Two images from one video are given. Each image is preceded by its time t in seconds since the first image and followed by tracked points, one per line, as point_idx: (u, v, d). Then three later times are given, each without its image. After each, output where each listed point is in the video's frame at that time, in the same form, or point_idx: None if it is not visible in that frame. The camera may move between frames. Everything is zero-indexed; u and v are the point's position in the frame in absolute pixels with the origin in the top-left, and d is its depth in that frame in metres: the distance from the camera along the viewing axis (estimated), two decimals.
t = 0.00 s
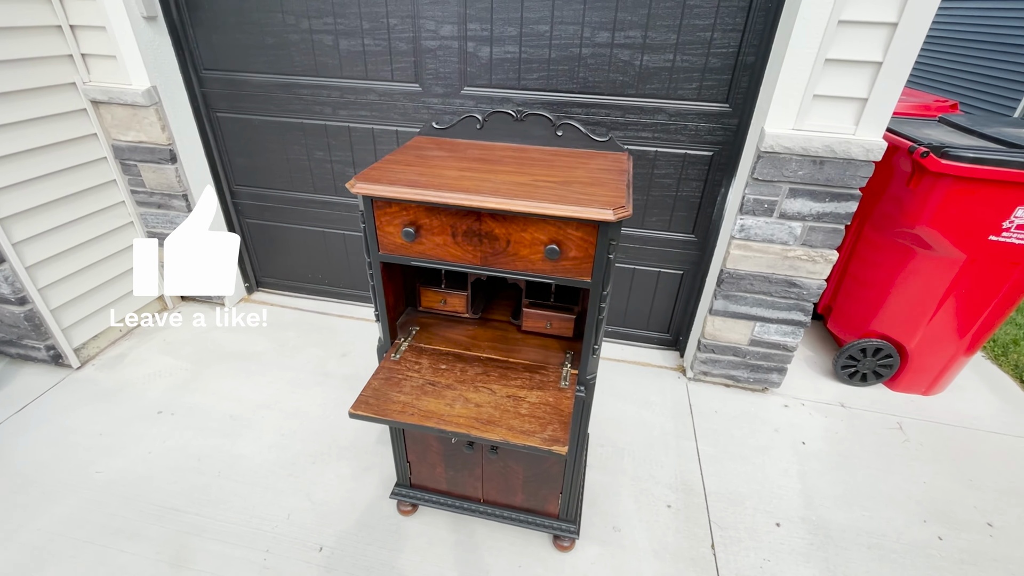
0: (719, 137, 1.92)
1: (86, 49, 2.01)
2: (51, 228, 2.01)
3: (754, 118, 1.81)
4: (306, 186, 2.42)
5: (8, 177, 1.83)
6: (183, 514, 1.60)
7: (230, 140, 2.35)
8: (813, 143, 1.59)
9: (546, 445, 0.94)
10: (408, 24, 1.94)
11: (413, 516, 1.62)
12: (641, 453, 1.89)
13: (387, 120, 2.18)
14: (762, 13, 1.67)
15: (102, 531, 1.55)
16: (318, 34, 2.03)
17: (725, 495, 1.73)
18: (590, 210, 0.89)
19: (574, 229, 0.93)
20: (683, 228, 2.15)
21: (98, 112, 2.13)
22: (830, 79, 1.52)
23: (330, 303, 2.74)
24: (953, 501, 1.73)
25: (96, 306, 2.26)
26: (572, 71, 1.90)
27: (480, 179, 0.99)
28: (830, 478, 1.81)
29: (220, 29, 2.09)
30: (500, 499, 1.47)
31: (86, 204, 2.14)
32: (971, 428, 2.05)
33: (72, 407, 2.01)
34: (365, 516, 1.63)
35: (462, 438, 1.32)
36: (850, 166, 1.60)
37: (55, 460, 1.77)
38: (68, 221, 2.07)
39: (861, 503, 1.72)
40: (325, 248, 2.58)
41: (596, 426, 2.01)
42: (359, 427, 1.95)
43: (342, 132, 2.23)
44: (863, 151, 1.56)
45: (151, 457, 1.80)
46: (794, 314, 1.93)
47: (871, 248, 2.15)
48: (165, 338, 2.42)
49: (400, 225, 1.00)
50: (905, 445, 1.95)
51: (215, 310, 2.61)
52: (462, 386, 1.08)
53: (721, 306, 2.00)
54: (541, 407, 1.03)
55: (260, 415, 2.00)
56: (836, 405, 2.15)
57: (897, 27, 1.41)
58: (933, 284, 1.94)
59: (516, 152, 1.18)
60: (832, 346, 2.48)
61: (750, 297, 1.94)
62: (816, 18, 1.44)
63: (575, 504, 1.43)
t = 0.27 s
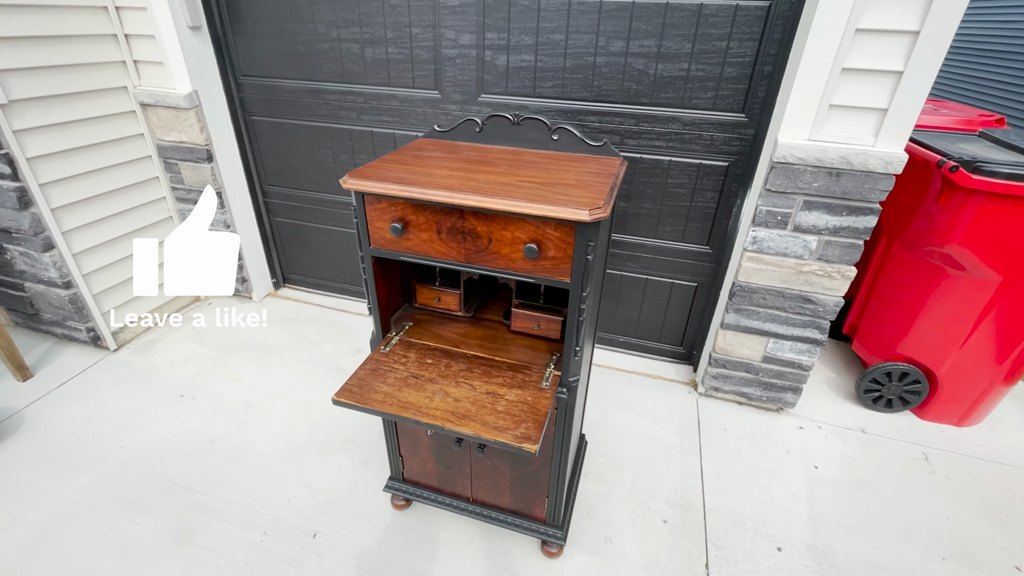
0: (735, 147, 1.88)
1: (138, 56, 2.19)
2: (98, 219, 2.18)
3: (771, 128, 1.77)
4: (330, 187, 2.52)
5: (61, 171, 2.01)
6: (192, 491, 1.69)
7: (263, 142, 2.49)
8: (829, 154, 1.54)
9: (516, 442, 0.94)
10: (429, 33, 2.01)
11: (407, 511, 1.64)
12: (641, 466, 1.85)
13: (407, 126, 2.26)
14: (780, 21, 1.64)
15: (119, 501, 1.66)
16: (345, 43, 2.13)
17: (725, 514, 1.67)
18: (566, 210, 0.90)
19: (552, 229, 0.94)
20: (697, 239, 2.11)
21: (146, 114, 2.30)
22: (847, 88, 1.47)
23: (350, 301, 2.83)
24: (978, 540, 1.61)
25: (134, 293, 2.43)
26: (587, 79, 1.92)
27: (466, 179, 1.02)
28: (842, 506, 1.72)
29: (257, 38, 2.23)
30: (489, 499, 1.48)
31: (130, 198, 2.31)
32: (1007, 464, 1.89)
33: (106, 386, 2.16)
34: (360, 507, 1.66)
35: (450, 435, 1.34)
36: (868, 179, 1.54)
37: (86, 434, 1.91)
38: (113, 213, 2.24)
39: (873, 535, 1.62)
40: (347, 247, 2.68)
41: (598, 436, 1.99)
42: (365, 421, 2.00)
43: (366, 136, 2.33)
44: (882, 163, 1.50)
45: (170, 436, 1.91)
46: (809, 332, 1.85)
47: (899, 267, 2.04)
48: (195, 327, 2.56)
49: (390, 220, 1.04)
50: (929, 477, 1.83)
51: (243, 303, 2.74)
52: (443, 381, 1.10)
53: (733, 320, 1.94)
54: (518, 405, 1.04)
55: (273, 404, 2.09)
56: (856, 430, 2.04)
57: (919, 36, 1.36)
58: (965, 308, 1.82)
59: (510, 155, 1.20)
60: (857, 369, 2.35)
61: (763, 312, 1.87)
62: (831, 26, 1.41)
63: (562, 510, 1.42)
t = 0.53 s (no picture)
0: (749, 160, 1.84)
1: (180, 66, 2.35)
2: (136, 215, 2.34)
3: (785, 141, 1.72)
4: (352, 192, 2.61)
5: (105, 170, 2.16)
6: (199, 476, 1.76)
7: (291, 147, 2.61)
8: (841, 168, 1.49)
9: (486, 441, 0.95)
10: (448, 44, 2.07)
11: (399, 510, 1.66)
12: (639, 482, 1.81)
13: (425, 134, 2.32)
14: (795, 32, 1.61)
15: (132, 481, 1.75)
16: (369, 53, 2.23)
17: (723, 537, 1.61)
18: (542, 213, 0.91)
19: (530, 231, 0.95)
20: (708, 253, 2.06)
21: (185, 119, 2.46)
22: (862, 100, 1.43)
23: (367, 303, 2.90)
24: None
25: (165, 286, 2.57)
26: (599, 89, 1.92)
27: (453, 181, 1.05)
28: (851, 538, 1.62)
29: (288, 49, 2.36)
30: (476, 503, 1.48)
31: (166, 197, 2.47)
32: None
33: (133, 373, 2.29)
34: (355, 503, 1.69)
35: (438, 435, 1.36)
36: (884, 194, 1.48)
37: (111, 416, 2.03)
38: (150, 211, 2.40)
39: (884, 571, 1.52)
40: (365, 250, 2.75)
41: (598, 448, 1.96)
42: (368, 419, 2.04)
43: (386, 143, 2.41)
44: (898, 178, 1.44)
45: (185, 423, 2.01)
46: (823, 352, 1.77)
47: (926, 289, 1.93)
48: (220, 322, 2.69)
49: (379, 219, 1.08)
50: (953, 514, 1.70)
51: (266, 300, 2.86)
52: (425, 378, 1.12)
53: (742, 337, 1.88)
54: (495, 406, 1.05)
55: (284, 398, 2.16)
56: (875, 459, 1.93)
57: (937, 47, 1.30)
58: (996, 333, 1.70)
59: (504, 160, 1.23)
60: (881, 396, 2.23)
61: (773, 329, 1.81)
62: (844, 36, 1.37)
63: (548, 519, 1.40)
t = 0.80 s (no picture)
0: (766, 170, 1.77)
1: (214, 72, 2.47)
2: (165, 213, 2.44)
3: (803, 150, 1.64)
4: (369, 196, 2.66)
5: (137, 169, 2.28)
6: (201, 467, 1.80)
7: (314, 152, 2.69)
8: (861, 178, 1.40)
9: (457, 443, 0.93)
10: (464, 52, 2.09)
11: (390, 513, 1.64)
12: (639, 501, 1.73)
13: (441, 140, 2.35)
14: (816, 37, 1.54)
15: (138, 467, 1.80)
16: (389, 61, 2.27)
17: (725, 565, 1.52)
18: (521, 210, 0.89)
19: (510, 228, 0.93)
20: (723, 266, 1.98)
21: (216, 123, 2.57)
22: (883, 107, 1.35)
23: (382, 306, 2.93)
24: None
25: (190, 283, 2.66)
26: (612, 97, 1.90)
27: (440, 178, 1.05)
28: None
29: (314, 57, 2.44)
30: (463, 511, 1.44)
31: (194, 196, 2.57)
32: None
33: (153, 364, 2.38)
34: (347, 503, 1.68)
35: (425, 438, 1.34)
36: (908, 206, 1.39)
37: (127, 404, 2.11)
38: (178, 209, 2.50)
39: None
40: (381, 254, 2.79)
41: (599, 463, 1.89)
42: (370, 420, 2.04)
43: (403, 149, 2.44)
44: (923, 189, 1.35)
45: (195, 415, 2.06)
46: (841, 374, 1.67)
47: (961, 312, 1.79)
48: (239, 319, 2.76)
49: (367, 215, 1.09)
50: (987, 559, 1.55)
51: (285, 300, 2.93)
52: (406, 377, 1.11)
53: (755, 354, 1.79)
54: (472, 408, 1.02)
55: (291, 395, 2.19)
56: (901, 494, 1.78)
57: (966, 50, 1.22)
58: None
59: (498, 161, 1.22)
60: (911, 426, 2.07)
61: (788, 348, 1.71)
62: (865, 39, 1.30)
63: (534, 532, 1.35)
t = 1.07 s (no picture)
0: (782, 179, 1.67)
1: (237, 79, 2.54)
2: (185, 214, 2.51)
3: (822, 158, 1.54)
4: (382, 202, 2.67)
5: (159, 170, 2.35)
6: (194, 465, 1.80)
7: (331, 158, 2.73)
8: (882, 187, 1.30)
9: (420, 450, 0.88)
10: (475, 58, 2.08)
11: (375, 522, 1.59)
12: (638, 527, 1.63)
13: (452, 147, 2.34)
14: (837, 39, 1.45)
15: (135, 461, 1.81)
16: (403, 68, 2.29)
17: None
18: (493, 205, 0.85)
19: (485, 226, 0.89)
20: (736, 280, 1.87)
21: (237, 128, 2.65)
22: (907, 110, 1.25)
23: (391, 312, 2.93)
24: None
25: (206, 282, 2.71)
26: (622, 103, 1.84)
27: (420, 174, 1.02)
28: None
29: (332, 65, 2.49)
30: (445, 524, 1.38)
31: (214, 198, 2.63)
32: None
33: (164, 360, 2.42)
34: (334, 510, 1.64)
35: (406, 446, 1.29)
36: (935, 218, 1.28)
37: (133, 399, 2.14)
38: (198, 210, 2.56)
39: None
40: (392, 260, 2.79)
41: (598, 484, 1.80)
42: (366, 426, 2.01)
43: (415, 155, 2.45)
44: (952, 200, 1.24)
45: (196, 412, 2.07)
46: (861, 400, 1.54)
47: (999, 337, 1.63)
48: (251, 320, 2.80)
49: (347, 211, 1.06)
50: None
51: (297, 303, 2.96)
52: (381, 380, 1.07)
53: (768, 375, 1.67)
54: (443, 414, 0.97)
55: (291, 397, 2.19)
56: (931, 536, 1.62)
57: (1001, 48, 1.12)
58: None
59: (488, 160, 1.18)
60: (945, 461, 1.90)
61: (803, 369, 1.60)
62: (887, 38, 1.21)
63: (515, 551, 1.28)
